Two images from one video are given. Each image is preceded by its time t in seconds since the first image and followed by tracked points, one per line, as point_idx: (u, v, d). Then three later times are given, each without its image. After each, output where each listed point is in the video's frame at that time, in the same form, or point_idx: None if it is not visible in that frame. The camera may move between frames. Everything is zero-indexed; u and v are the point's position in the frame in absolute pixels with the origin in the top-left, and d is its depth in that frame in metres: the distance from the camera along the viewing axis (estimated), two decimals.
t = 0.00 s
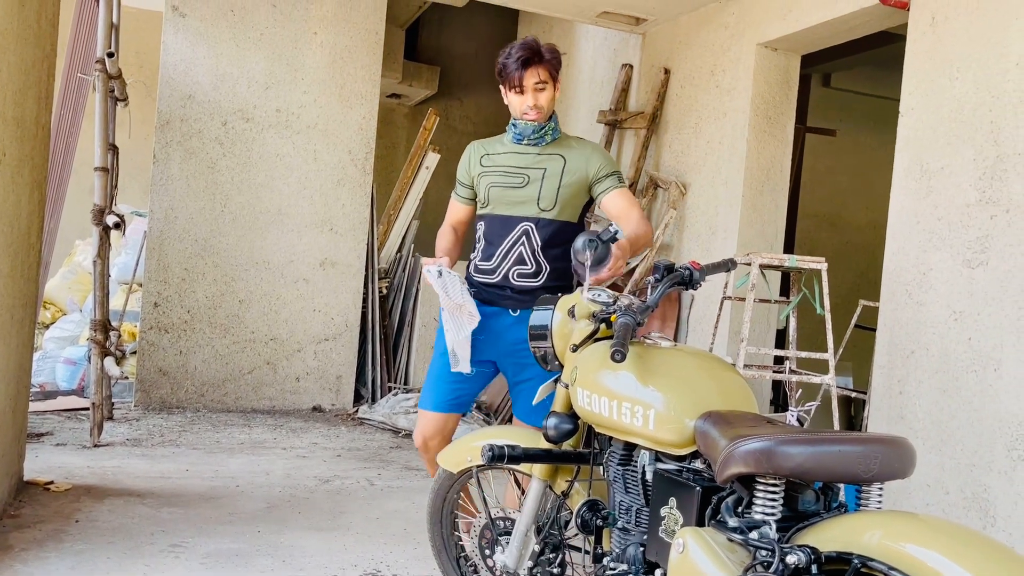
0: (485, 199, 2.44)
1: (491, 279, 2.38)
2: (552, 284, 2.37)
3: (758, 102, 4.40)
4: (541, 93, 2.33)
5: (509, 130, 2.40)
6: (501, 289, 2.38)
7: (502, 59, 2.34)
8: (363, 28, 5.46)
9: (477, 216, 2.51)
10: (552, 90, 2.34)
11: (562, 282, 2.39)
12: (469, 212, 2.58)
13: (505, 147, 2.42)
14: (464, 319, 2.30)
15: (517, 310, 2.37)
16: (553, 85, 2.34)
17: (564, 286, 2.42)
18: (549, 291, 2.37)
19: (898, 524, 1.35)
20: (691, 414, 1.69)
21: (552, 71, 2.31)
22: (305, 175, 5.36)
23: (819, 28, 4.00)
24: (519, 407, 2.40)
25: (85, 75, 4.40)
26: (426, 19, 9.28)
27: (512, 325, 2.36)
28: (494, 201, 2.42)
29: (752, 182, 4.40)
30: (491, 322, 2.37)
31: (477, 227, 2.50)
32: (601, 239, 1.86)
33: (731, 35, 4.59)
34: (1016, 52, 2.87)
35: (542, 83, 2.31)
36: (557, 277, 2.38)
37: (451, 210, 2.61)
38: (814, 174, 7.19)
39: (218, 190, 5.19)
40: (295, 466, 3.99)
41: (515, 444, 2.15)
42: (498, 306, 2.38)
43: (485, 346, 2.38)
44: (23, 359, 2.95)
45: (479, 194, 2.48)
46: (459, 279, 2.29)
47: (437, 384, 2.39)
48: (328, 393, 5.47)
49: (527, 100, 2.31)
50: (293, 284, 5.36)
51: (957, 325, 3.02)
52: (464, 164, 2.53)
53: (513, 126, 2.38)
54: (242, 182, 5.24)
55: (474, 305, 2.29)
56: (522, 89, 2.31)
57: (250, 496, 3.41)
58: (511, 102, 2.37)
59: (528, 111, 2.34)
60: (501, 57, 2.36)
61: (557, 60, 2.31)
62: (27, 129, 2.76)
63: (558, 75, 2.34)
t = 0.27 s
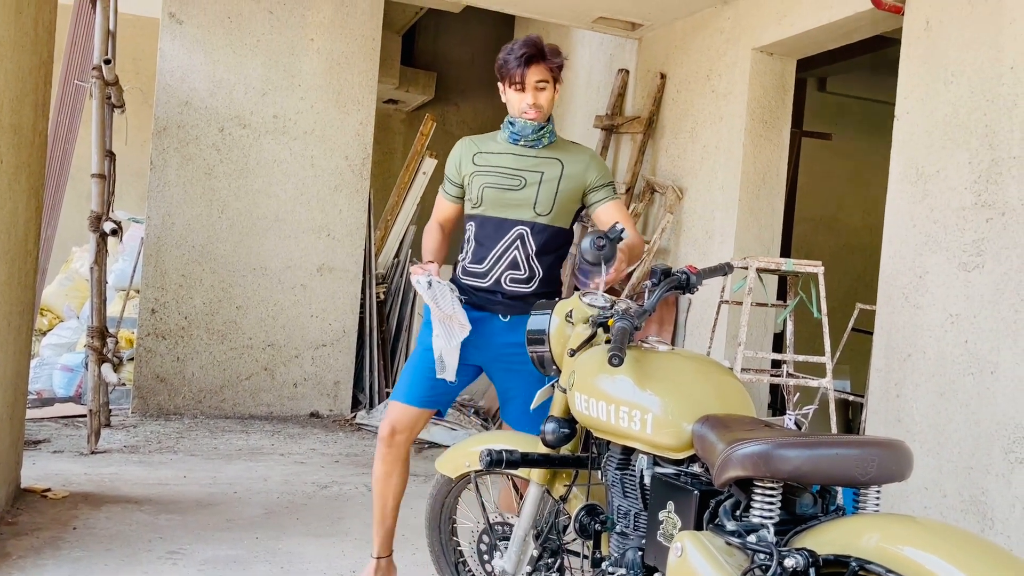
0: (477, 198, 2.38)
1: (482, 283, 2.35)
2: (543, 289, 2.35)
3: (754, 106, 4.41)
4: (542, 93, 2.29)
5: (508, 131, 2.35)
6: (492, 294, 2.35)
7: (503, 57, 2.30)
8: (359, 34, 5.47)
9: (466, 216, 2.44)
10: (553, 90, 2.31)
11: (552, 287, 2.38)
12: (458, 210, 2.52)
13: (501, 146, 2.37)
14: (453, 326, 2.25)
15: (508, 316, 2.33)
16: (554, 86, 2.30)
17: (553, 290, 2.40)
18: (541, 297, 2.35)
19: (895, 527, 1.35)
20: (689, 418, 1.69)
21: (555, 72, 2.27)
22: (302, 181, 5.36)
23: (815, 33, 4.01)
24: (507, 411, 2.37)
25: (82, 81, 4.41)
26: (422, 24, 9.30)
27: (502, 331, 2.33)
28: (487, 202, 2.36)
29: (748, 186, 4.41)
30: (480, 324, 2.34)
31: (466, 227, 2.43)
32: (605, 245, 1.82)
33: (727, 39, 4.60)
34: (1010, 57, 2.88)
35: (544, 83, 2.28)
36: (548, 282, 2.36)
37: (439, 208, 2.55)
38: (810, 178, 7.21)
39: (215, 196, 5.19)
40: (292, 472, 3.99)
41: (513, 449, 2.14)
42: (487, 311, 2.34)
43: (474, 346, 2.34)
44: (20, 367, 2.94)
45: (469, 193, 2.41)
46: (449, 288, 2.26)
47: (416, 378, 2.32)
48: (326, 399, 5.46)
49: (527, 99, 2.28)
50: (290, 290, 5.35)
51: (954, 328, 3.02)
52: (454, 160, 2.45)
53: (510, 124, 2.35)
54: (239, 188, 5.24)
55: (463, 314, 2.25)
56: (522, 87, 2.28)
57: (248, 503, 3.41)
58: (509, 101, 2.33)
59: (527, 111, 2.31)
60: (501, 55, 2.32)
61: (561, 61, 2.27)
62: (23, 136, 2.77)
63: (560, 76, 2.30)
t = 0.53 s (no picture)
0: (451, 208, 2.26)
1: (468, 296, 2.24)
2: (526, 296, 2.30)
3: (751, 111, 4.42)
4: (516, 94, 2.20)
5: (478, 134, 2.24)
6: (477, 307, 2.26)
7: (472, 56, 2.20)
8: (356, 41, 5.48)
9: (435, 224, 2.31)
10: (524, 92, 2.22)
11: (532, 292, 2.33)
12: (419, 217, 2.34)
13: (470, 151, 2.26)
14: (440, 340, 2.17)
15: (494, 327, 2.27)
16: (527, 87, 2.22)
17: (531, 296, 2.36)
18: (525, 305, 2.31)
19: (893, 531, 1.36)
20: (687, 423, 1.70)
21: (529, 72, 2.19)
22: (300, 187, 5.36)
23: (811, 38, 4.02)
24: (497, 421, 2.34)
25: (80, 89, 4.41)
26: (419, 31, 9.32)
27: (489, 342, 2.27)
28: (462, 211, 2.26)
29: (745, 191, 4.42)
30: (473, 340, 2.26)
31: (438, 237, 2.31)
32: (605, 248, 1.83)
33: (724, 45, 4.62)
34: (1005, 61, 2.89)
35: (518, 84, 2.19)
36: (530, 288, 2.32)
37: (397, 215, 2.35)
38: (808, 182, 7.22)
39: (213, 203, 5.20)
40: (291, 479, 3.99)
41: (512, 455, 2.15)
42: (473, 325, 2.26)
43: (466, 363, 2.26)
44: (18, 375, 2.94)
45: (441, 202, 2.28)
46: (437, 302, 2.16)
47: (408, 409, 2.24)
48: (325, 406, 5.46)
49: (502, 100, 2.17)
50: (288, 297, 5.35)
51: (951, 332, 3.03)
52: (417, 167, 2.29)
53: (478, 128, 2.23)
54: (237, 195, 5.24)
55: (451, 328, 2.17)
56: (496, 87, 2.18)
57: (247, 510, 3.41)
58: (480, 102, 2.22)
59: (501, 112, 2.20)
60: (470, 53, 2.21)
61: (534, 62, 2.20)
62: (22, 145, 2.77)
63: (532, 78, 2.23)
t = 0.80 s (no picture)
0: (408, 218, 2.13)
1: (442, 305, 2.18)
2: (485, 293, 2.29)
3: (748, 116, 4.43)
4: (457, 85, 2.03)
5: (420, 134, 2.08)
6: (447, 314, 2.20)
7: (404, 48, 2.00)
8: (355, 48, 5.49)
9: (387, 234, 2.16)
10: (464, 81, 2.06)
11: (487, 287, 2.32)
12: (356, 225, 2.11)
13: (413, 152, 2.10)
14: (407, 371, 2.01)
15: (462, 332, 2.22)
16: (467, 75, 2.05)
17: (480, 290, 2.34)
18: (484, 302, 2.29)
19: (893, 535, 1.36)
20: (687, 428, 1.70)
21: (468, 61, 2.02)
22: (299, 194, 5.37)
23: (807, 44, 4.03)
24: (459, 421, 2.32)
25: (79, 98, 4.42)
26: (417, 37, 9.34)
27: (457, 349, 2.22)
28: (419, 218, 2.14)
29: (743, 196, 4.43)
30: (445, 349, 2.19)
31: (394, 248, 2.17)
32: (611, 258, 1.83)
33: (721, 50, 4.63)
34: (1001, 65, 2.90)
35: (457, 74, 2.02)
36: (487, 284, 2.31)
37: (330, 225, 2.10)
38: (806, 186, 7.23)
39: (212, 210, 5.20)
40: (291, 486, 3.98)
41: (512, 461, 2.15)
42: (444, 333, 2.19)
43: (436, 374, 2.19)
44: (18, 384, 2.94)
45: (393, 211, 2.13)
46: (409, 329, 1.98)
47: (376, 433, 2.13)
48: (324, 413, 5.45)
49: (445, 95, 2.00)
50: (287, 304, 5.35)
51: (950, 336, 3.04)
52: (359, 176, 2.07)
53: (418, 124, 2.08)
54: (236, 202, 5.24)
55: (424, 357, 2.00)
56: (435, 82, 2.00)
57: (247, 517, 3.40)
58: (418, 98, 2.03)
59: (443, 108, 2.04)
60: (399, 44, 2.02)
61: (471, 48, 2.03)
62: (21, 154, 2.78)
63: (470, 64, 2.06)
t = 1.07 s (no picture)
0: (377, 214, 2.02)
1: (416, 305, 2.08)
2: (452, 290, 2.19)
3: (746, 121, 4.44)
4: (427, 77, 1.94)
5: (387, 125, 1.98)
6: (423, 313, 2.10)
7: (371, 38, 1.89)
8: (353, 55, 5.50)
9: (355, 232, 2.04)
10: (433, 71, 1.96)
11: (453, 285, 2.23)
12: (320, 222, 1.99)
13: (380, 144, 2.00)
14: (368, 376, 1.94)
15: (436, 332, 2.13)
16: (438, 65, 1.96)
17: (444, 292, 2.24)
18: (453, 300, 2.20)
19: (894, 538, 1.36)
20: (687, 433, 1.70)
21: (441, 51, 1.93)
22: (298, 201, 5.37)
23: (805, 48, 4.04)
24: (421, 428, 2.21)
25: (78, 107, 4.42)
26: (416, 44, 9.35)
27: (431, 349, 2.14)
28: (390, 214, 2.02)
29: (742, 200, 4.43)
30: (419, 352, 2.10)
31: (363, 247, 2.05)
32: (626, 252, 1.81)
33: (719, 55, 4.64)
34: (998, 68, 2.91)
35: (429, 64, 1.92)
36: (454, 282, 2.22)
37: (292, 221, 1.97)
38: (804, 190, 7.24)
39: (211, 218, 5.20)
40: (292, 494, 3.98)
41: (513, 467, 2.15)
42: (420, 333, 2.10)
43: (410, 378, 2.10)
44: (17, 393, 2.93)
45: (361, 207, 2.01)
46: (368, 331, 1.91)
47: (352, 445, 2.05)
48: (324, 419, 5.45)
49: (416, 87, 1.91)
50: (286, 310, 5.34)
51: (950, 339, 3.04)
52: (322, 170, 1.96)
53: (385, 116, 1.98)
54: (235, 209, 5.25)
55: (385, 360, 1.94)
56: (403, 73, 1.89)
57: (248, 525, 3.40)
58: (385, 89, 1.92)
59: (412, 99, 1.94)
60: (366, 35, 1.90)
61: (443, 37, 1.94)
62: (19, 162, 2.78)
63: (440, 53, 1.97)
